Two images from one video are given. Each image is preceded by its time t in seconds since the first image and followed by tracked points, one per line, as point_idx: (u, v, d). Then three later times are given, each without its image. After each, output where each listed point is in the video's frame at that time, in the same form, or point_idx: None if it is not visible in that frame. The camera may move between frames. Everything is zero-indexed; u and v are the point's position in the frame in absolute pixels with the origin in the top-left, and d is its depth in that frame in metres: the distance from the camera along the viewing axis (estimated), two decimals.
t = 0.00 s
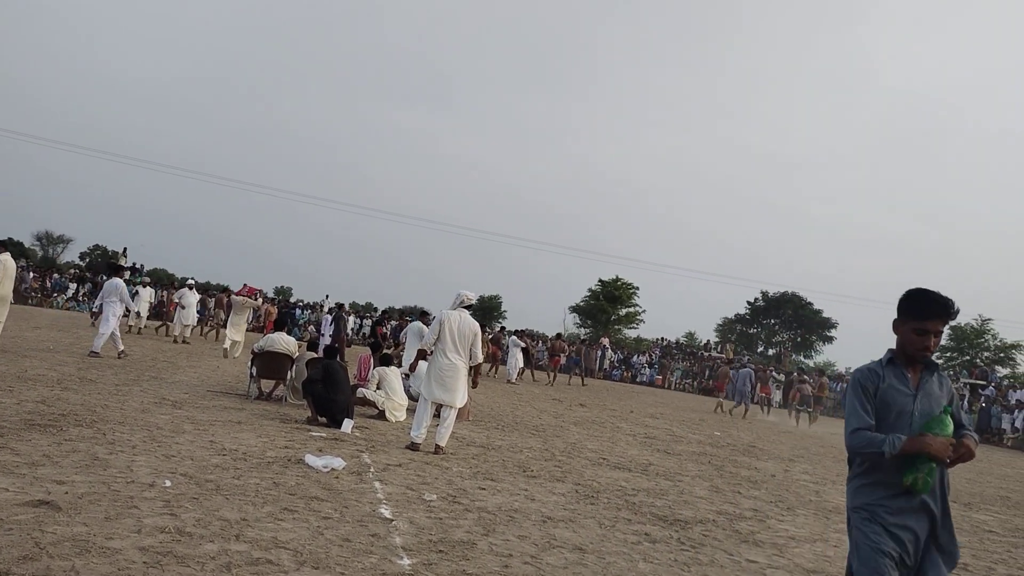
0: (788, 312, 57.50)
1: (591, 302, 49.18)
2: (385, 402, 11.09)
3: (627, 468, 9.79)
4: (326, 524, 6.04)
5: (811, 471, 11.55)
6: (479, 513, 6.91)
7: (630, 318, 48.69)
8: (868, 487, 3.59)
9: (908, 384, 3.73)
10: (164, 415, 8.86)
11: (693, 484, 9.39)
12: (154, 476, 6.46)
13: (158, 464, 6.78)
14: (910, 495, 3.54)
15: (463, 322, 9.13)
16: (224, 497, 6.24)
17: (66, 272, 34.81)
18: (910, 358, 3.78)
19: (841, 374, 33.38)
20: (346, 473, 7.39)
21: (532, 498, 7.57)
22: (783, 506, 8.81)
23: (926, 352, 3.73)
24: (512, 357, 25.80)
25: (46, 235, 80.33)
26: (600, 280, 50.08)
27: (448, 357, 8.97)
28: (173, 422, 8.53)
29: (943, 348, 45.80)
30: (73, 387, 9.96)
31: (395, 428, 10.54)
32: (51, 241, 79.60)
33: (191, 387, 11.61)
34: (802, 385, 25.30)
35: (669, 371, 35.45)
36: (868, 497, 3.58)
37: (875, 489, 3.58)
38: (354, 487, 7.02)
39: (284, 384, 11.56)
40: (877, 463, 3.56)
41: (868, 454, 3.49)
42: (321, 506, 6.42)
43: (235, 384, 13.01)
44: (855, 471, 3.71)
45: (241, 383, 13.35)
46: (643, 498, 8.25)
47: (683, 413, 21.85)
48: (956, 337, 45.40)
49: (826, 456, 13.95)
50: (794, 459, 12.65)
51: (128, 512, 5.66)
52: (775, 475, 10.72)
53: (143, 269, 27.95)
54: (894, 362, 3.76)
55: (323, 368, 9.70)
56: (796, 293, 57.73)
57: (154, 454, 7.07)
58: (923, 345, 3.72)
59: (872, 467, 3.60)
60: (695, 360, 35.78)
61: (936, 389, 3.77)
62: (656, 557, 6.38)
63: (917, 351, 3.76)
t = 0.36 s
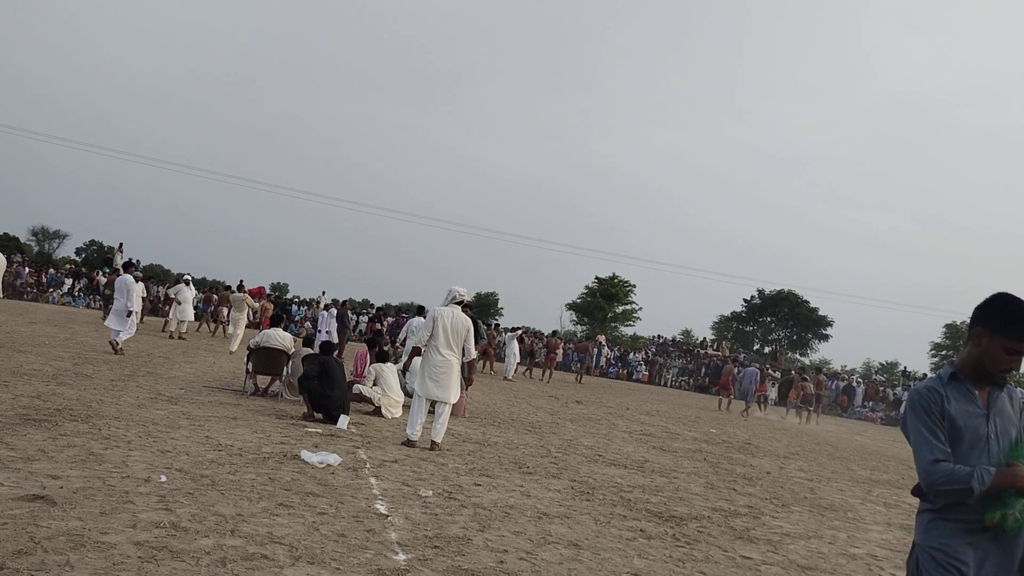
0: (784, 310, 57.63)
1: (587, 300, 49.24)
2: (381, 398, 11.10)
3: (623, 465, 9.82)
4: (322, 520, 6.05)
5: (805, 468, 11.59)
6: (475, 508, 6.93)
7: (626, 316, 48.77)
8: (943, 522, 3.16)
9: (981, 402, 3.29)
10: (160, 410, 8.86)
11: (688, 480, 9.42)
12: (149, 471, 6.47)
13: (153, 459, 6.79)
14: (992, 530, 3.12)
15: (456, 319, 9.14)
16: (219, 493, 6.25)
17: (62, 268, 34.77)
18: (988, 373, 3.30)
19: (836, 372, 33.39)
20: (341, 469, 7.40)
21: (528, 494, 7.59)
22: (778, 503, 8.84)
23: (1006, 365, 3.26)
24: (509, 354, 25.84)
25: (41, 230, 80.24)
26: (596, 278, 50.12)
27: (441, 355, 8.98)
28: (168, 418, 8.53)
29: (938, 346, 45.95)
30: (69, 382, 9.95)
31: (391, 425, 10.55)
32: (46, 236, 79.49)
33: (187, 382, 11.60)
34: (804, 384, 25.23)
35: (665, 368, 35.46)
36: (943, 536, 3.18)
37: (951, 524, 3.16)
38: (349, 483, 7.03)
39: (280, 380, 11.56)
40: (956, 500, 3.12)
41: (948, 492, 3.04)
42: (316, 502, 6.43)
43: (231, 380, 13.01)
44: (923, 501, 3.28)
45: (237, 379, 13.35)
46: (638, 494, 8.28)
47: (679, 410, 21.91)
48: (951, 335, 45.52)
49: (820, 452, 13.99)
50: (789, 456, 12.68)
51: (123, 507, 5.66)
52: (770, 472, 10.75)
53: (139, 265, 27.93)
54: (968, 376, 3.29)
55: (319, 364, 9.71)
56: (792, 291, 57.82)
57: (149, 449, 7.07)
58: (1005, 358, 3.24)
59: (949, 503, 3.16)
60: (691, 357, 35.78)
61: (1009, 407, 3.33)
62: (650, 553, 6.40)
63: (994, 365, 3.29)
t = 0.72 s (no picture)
0: (787, 307, 57.59)
1: (589, 296, 49.20)
2: (383, 393, 11.12)
3: (625, 461, 9.82)
4: (325, 514, 6.06)
5: (808, 465, 11.58)
6: (477, 504, 6.93)
7: (629, 312, 48.75)
8: None
9: None
10: (163, 405, 8.87)
11: (689, 477, 9.42)
12: (152, 465, 6.48)
13: (156, 453, 6.80)
14: None
15: (449, 313, 9.16)
16: (222, 487, 6.26)
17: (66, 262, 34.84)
18: None
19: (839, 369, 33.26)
20: (344, 464, 7.41)
21: (530, 490, 7.60)
22: (780, 500, 8.83)
23: None
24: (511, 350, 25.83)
25: (45, 223, 80.38)
26: (599, 274, 50.08)
27: (436, 350, 8.99)
28: (171, 412, 8.54)
29: (941, 344, 45.87)
30: (72, 375, 9.98)
31: (393, 420, 10.56)
32: (50, 229, 79.62)
33: (190, 376, 11.62)
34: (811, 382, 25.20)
35: (668, 364, 35.37)
36: None
37: None
38: (352, 478, 7.03)
39: (283, 375, 11.57)
40: None
41: None
42: (319, 496, 6.43)
43: (233, 374, 13.03)
44: None
45: (239, 374, 13.37)
46: (640, 490, 8.28)
47: (682, 407, 21.90)
48: (954, 332, 45.43)
49: (823, 450, 13.98)
50: (791, 454, 12.68)
51: (126, 500, 5.68)
52: (772, 469, 10.75)
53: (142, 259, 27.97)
54: None
55: (322, 359, 9.72)
56: (795, 288, 57.77)
57: (152, 443, 7.08)
58: None
59: None
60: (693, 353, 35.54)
61: None
62: (652, 549, 6.40)
63: None
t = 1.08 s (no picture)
0: (790, 303, 57.55)
1: (592, 290, 49.17)
2: (387, 386, 11.14)
3: (628, 455, 9.83)
4: (328, 507, 6.07)
5: (811, 460, 11.58)
6: (480, 497, 6.94)
7: (632, 307, 48.73)
8: None
9: None
10: (166, 397, 8.89)
11: (692, 471, 9.43)
12: (157, 458, 6.49)
13: (160, 445, 6.82)
14: None
15: (444, 305, 9.17)
16: (226, 480, 6.27)
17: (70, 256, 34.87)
18: None
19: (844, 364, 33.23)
20: (347, 457, 7.41)
21: (533, 483, 7.60)
22: (783, 495, 8.83)
23: None
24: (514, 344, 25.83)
25: (48, 217, 80.57)
26: (602, 269, 50.05)
27: (432, 341, 9.02)
28: (175, 405, 8.56)
29: (945, 339, 45.80)
30: (77, 368, 10.00)
31: (396, 413, 10.58)
32: (53, 222, 79.75)
33: (194, 369, 11.64)
34: (819, 380, 25.23)
35: (671, 359, 35.40)
36: None
37: None
38: (355, 471, 7.05)
39: (286, 368, 11.59)
40: None
41: None
42: (322, 489, 6.44)
43: (236, 368, 13.05)
44: None
45: (243, 367, 13.40)
46: (643, 485, 8.28)
47: (684, 401, 21.90)
48: (958, 328, 45.36)
49: (825, 444, 13.98)
50: (794, 448, 12.66)
51: (130, 493, 5.69)
52: (775, 464, 10.75)
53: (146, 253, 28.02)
54: None
55: (325, 352, 9.72)
56: (798, 284, 57.72)
57: (157, 436, 7.09)
58: None
59: None
60: (696, 348, 35.57)
61: None
62: (655, 544, 6.40)
63: None
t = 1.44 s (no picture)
0: (790, 296, 57.55)
1: (592, 283, 49.13)
2: (386, 379, 11.15)
3: (626, 448, 9.85)
4: (327, 500, 6.08)
5: (809, 453, 11.59)
6: (478, 490, 6.95)
7: (631, 300, 48.73)
8: None
9: None
10: (165, 390, 8.90)
11: (691, 464, 9.44)
12: (155, 450, 6.49)
13: (159, 438, 6.82)
14: None
15: (439, 297, 9.15)
16: (224, 472, 6.28)
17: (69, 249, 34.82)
18: None
19: (843, 357, 33.24)
20: (346, 450, 7.42)
21: (531, 476, 7.61)
22: (782, 487, 8.84)
23: None
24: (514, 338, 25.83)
25: (47, 209, 80.44)
26: (602, 261, 50.01)
27: (427, 334, 9.03)
28: (173, 397, 8.56)
29: (944, 332, 45.82)
30: (75, 361, 10.00)
31: (395, 406, 10.59)
32: (52, 215, 79.60)
33: (192, 362, 11.64)
34: (825, 374, 25.22)
35: (670, 351, 35.46)
36: None
37: None
38: (354, 464, 7.05)
39: (285, 361, 11.59)
40: None
41: None
42: (320, 482, 6.45)
43: (235, 361, 13.05)
44: None
45: (242, 360, 13.40)
46: (641, 477, 8.29)
47: (684, 394, 21.90)
48: (957, 321, 45.35)
49: (824, 437, 14.00)
50: (793, 441, 12.68)
51: (129, 485, 5.69)
52: (773, 457, 10.76)
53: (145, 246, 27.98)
54: None
55: (324, 344, 9.72)
56: (798, 277, 57.73)
57: (155, 428, 7.10)
58: None
59: None
60: (695, 341, 35.62)
61: None
62: (653, 536, 6.41)
63: None
